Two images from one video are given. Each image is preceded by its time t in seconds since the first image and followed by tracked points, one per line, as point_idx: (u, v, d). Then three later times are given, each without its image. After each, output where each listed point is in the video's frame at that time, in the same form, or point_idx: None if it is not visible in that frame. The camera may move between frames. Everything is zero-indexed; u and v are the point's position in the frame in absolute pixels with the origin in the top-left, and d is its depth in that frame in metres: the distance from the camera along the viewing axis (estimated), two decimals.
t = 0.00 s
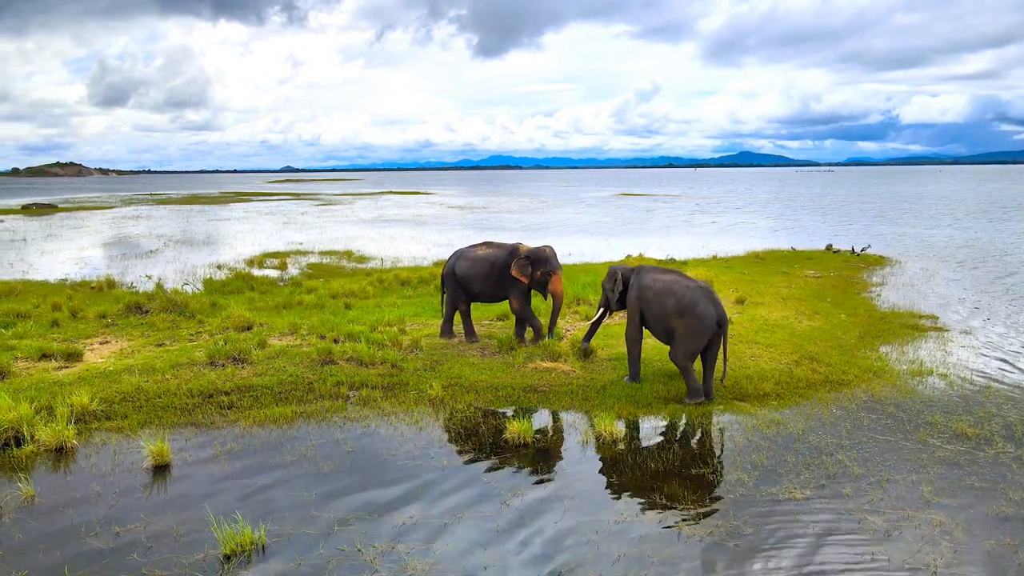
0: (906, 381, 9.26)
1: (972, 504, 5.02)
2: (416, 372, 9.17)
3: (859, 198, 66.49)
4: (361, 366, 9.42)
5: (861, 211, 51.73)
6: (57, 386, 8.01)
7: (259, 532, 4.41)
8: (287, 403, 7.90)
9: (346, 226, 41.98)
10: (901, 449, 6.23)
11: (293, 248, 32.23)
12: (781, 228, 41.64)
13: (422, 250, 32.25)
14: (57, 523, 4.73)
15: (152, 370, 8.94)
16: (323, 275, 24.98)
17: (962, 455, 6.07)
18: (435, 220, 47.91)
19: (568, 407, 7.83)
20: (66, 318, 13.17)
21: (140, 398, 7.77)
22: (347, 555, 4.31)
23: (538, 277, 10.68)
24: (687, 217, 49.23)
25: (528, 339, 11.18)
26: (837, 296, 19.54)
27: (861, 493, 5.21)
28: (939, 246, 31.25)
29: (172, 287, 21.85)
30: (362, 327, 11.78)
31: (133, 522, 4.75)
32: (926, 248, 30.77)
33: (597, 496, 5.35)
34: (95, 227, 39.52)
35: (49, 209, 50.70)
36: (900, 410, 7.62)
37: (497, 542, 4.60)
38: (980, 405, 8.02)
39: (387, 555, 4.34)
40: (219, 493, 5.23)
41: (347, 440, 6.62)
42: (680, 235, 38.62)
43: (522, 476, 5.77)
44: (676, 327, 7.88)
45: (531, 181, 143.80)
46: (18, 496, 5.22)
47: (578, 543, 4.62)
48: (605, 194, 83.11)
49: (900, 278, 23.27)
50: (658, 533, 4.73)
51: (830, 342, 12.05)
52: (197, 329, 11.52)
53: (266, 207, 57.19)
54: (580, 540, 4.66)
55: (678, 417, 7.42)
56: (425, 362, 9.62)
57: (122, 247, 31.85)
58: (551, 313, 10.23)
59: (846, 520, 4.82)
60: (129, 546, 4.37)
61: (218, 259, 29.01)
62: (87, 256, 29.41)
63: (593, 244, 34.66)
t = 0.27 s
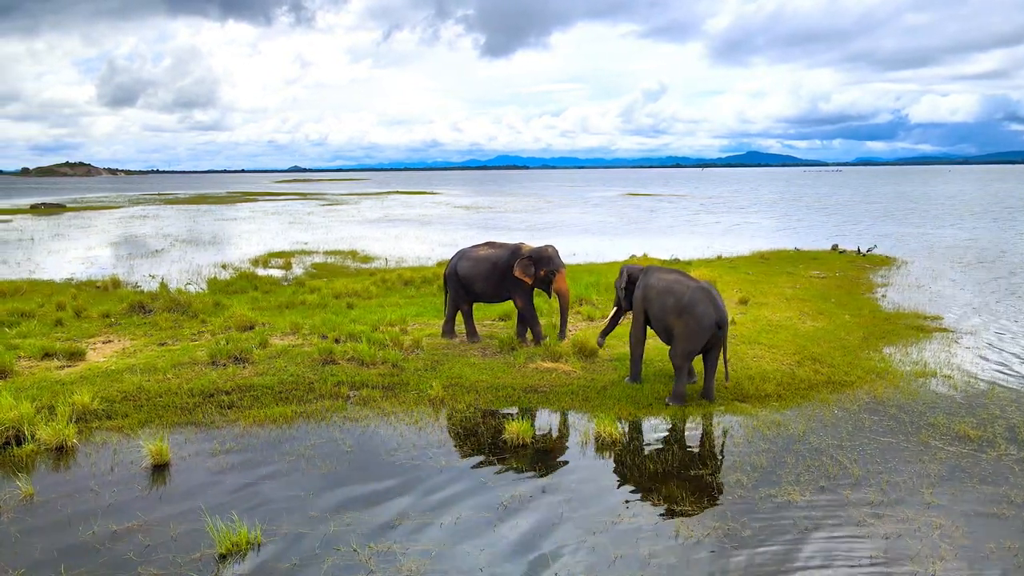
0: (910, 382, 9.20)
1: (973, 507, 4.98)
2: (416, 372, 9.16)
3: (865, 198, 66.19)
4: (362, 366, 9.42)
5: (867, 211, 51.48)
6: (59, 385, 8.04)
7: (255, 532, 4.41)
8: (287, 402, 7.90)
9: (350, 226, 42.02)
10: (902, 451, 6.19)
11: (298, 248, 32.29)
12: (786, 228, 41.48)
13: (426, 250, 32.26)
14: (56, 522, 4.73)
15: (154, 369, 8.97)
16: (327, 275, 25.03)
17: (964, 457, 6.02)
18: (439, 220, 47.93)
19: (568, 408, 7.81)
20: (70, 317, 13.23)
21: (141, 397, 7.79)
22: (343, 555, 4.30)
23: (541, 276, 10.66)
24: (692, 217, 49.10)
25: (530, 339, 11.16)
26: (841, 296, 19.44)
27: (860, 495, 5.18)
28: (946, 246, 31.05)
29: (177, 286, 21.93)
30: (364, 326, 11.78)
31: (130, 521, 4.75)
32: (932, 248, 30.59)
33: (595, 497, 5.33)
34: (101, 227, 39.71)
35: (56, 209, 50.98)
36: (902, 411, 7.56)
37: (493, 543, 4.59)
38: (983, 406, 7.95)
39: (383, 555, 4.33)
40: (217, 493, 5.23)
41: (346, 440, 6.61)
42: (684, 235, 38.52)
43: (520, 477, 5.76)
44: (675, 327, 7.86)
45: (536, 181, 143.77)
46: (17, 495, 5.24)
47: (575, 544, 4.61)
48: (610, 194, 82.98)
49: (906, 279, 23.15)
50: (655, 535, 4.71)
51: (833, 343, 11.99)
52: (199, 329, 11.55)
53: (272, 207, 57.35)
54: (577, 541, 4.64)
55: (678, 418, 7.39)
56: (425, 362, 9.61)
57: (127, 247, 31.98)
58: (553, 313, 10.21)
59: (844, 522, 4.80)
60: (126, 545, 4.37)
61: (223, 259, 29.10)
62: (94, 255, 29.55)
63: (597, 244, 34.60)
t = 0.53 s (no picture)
0: (913, 384, 9.15)
1: (974, 510, 4.94)
2: (417, 372, 9.16)
3: (872, 199, 65.90)
4: (363, 366, 9.42)
5: (873, 211, 51.23)
6: (61, 384, 8.07)
7: (252, 531, 4.40)
8: (288, 402, 7.92)
9: (355, 226, 42.07)
10: (904, 453, 6.15)
11: (303, 248, 32.35)
12: (791, 228, 41.31)
13: (431, 250, 32.27)
14: (53, 521, 4.74)
15: (155, 369, 9.00)
16: (330, 275, 25.07)
17: (966, 459, 5.98)
18: (444, 220, 47.92)
19: (568, 409, 7.78)
20: (74, 316, 13.29)
21: (142, 397, 7.81)
22: (339, 555, 4.30)
23: (544, 276, 10.64)
24: (697, 217, 48.96)
25: (531, 339, 11.15)
26: (846, 297, 19.35)
27: (860, 497, 5.15)
28: (953, 246, 30.87)
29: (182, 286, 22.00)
30: (366, 326, 11.79)
31: (128, 520, 4.75)
32: (938, 249, 30.43)
33: (593, 498, 5.32)
34: (106, 227, 39.86)
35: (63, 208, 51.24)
36: (905, 413, 7.51)
37: (489, 544, 4.58)
38: (987, 408, 7.89)
39: (378, 556, 4.32)
40: (215, 492, 5.24)
41: (345, 440, 6.61)
42: (689, 235, 38.42)
43: (518, 478, 5.74)
44: (672, 329, 7.88)
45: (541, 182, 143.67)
46: (16, 494, 5.25)
47: (572, 545, 4.59)
48: (615, 194, 82.85)
49: (912, 279, 23.01)
50: (652, 536, 4.70)
51: (836, 344, 11.94)
52: (202, 328, 11.58)
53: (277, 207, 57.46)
54: (574, 542, 4.63)
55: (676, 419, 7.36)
56: (426, 362, 9.62)
57: (133, 246, 32.12)
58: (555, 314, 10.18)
59: (843, 524, 4.77)
60: (123, 543, 4.38)
61: (228, 258, 29.18)
62: (100, 255, 29.70)
63: (601, 244, 34.56)
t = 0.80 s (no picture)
0: (916, 385, 9.10)
1: (975, 512, 4.91)
2: (418, 372, 9.16)
3: (878, 199, 65.63)
4: (364, 366, 9.43)
5: (879, 211, 50.94)
6: (63, 384, 8.11)
7: (248, 532, 4.40)
8: (288, 402, 7.93)
9: (359, 226, 42.13)
10: (904, 455, 6.11)
11: (307, 247, 32.43)
12: (797, 228, 41.12)
13: (435, 250, 32.29)
14: (52, 520, 4.75)
15: (157, 368, 9.03)
16: (334, 275, 25.09)
17: (967, 461, 5.94)
18: (448, 220, 47.92)
19: (569, 409, 7.76)
20: (78, 316, 13.36)
21: (144, 396, 7.84)
22: (334, 555, 4.30)
23: (546, 277, 10.62)
24: (702, 217, 48.81)
25: (532, 339, 11.13)
26: (851, 298, 19.25)
27: (859, 499, 5.13)
28: (960, 247, 30.65)
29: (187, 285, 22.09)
30: (368, 326, 11.80)
31: (126, 520, 4.76)
32: (945, 249, 30.22)
33: (590, 499, 5.31)
34: (113, 226, 40.06)
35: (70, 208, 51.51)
36: (907, 414, 7.46)
37: (485, 545, 4.57)
38: (990, 410, 7.83)
39: (374, 556, 4.32)
40: (212, 492, 5.24)
41: (344, 440, 6.61)
42: (693, 235, 38.30)
43: (516, 478, 5.74)
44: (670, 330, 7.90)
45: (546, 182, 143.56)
46: (16, 492, 5.27)
47: (568, 547, 4.58)
48: (620, 194, 82.72)
49: (918, 280, 22.87)
50: (648, 538, 4.68)
51: (840, 345, 11.88)
52: (204, 328, 11.62)
53: (282, 207, 57.61)
54: (570, 543, 4.62)
55: (676, 420, 7.34)
56: (427, 362, 9.62)
57: (138, 246, 32.25)
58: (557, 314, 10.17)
59: (841, 527, 4.75)
60: (119, 543, 4.38)
61: (232, 258, 29.26)
62: (106, 254, 29.85)
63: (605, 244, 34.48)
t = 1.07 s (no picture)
0: (919, 386, 9.05)
1: (974, 515, 4.88)
2: (418, 372, 9.16)
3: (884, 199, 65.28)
4: (364, 366, 9.44)
5: (885, 211, 50.67)
6: (65, 383, 8.14)
7: (244, 531, 4.41)
8: (288, 401, 7.94)
9: (363, 226, 42.16)
10: (905, 457, 6.07)
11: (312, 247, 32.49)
12: (803, 228, 40.94)
13: (439, 250, 32.29)
14: (49, 519, 4.77)
15: (159, 368, 9.06)
16: (338, 275, 25.12)
17: (968, 463, 5.90)
18: (453, 220, 47.91)
19: (569, 409, 7.75)
20: (81, 315, 13.42)
21: (144, 395, 7.87)
22: (330, 555, 4.30)
23: (548, 277, 10.60)
24: (707, 217, 48.66)
25: (533, 339, 11.12)
26: (855, 298, 19.16)
27: (858, 501, 5.11)
28: (967, 247, 30.45)
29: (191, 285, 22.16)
30: (369, 326, 11.81)
31: (123, 519, 4.77)
32: (952, 249, 30.02)
33: (587, 500, 5.29)
34: (119, 226, 40.24)
35: (77, 208, 51.76)
36: (909, 416, 7.43)
37: (481, 545, 4.57)
38: (993, 412, 7.78)
39: (370, 556, 4.33)
40: (210, 492, 5.24)
41: (343, 440, 6.61)
42: (698, 235, 38.19)
43: (514, 478, 5.74)
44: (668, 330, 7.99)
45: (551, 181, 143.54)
46: (15, 491, 5.29)
47: (563, 548, 4.58)
48: (625, 194, 82.58)
49: (924, 280, 22.73)
50: (645, 540, 4.68)
51: (842, 345, 11.82)
52: (206, 327, 11.66)
53: (287, 207, 57.71)
54: (566, 545, 4.61)
55: (676, 420, 7.32)
56: (427, 362, 9.61)
57: (144, 246, 32.37)
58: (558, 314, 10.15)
59: (839, 530, 4.72)
60: (115, 542, 4.38)
61: (236, 258, 29.34)
62: (112, 254, 29.98)
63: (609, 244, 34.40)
